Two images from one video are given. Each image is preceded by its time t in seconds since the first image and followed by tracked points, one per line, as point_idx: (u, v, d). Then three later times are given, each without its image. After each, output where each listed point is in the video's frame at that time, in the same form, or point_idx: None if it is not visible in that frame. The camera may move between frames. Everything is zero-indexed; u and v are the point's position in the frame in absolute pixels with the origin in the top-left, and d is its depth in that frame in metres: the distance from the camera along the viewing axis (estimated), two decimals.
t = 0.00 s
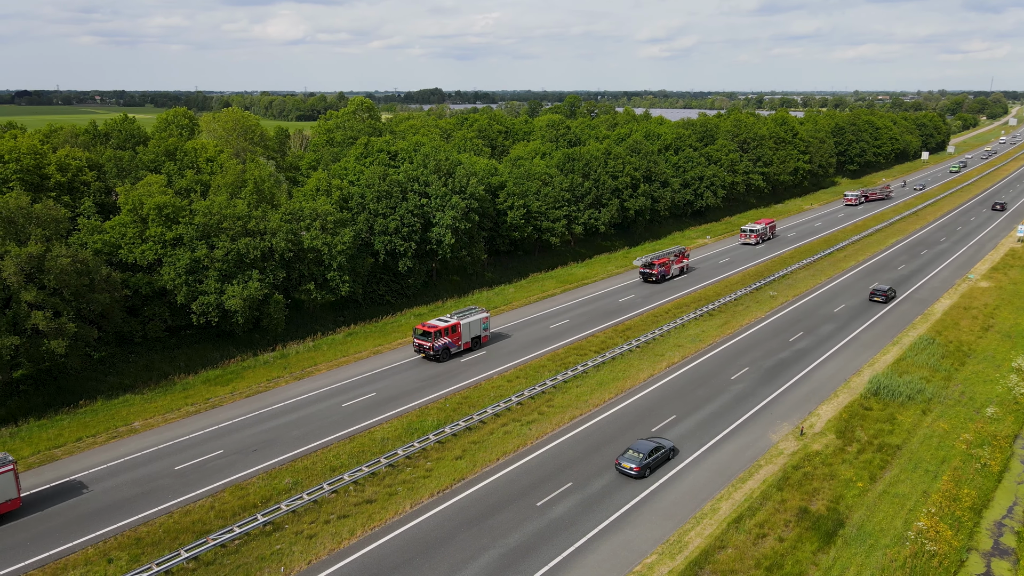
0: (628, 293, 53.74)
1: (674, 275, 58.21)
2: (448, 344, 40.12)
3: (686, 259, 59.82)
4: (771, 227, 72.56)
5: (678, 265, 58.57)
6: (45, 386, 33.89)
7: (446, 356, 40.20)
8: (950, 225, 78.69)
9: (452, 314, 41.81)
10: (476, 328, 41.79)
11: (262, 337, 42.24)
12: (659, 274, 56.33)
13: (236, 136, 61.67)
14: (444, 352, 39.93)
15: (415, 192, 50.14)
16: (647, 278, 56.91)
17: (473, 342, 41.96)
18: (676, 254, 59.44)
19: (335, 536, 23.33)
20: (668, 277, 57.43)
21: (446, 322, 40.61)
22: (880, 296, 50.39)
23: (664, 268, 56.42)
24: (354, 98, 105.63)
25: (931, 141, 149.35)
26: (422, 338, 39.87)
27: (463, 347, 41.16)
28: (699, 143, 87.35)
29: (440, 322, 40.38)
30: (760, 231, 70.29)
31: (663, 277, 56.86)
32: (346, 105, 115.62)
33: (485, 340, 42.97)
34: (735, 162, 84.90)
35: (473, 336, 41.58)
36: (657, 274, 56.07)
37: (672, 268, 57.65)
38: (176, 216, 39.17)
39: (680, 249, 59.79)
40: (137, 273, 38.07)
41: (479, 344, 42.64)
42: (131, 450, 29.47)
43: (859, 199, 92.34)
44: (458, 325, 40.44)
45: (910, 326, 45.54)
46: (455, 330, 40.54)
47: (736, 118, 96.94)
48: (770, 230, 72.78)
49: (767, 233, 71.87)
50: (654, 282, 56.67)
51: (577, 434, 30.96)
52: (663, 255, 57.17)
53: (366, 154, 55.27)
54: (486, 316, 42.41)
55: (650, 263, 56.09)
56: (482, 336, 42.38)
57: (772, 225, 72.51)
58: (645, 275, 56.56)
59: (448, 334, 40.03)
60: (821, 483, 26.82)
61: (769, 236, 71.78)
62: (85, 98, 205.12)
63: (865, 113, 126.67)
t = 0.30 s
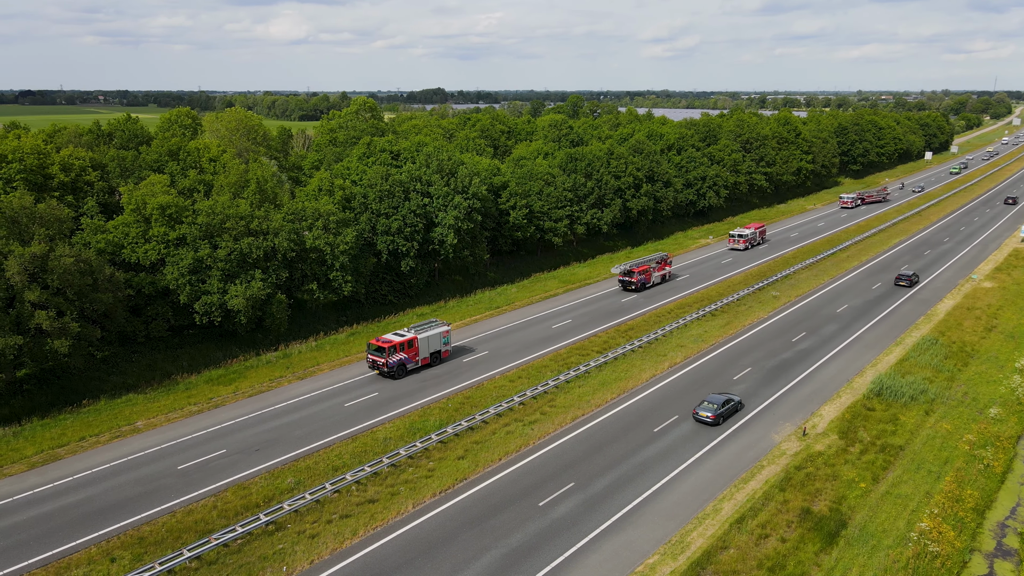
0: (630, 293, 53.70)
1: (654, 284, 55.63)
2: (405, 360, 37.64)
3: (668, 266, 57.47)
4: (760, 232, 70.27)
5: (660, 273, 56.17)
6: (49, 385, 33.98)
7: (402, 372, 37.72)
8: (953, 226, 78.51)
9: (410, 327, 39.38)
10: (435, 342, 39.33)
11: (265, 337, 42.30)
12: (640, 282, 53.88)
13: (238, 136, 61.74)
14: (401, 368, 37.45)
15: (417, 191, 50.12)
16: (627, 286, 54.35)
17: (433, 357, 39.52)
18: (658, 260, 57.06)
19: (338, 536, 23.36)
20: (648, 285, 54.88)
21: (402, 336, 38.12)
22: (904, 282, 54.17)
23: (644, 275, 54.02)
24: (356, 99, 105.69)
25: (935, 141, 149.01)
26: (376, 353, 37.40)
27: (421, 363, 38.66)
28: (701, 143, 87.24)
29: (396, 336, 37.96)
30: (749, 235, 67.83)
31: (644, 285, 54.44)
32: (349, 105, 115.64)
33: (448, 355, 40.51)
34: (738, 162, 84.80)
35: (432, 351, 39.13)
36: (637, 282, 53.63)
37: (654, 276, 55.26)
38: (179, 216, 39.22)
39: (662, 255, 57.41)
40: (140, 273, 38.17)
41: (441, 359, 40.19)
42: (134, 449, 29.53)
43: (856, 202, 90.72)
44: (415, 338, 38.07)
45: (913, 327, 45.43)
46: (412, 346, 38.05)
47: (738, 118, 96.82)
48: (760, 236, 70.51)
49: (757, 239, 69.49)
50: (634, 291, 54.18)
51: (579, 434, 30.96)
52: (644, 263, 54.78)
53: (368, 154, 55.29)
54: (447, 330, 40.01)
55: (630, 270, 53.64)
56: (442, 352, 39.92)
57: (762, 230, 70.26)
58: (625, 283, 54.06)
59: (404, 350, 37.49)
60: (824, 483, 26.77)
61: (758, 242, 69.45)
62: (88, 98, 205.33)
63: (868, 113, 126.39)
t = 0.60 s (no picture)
0: (633, 293, 53.71)
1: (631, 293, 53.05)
2: (355, 379, 35.10)
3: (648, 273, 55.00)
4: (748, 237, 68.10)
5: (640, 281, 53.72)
6: (52, 385, 34.03)
7: (352, 392, 35.21)
8: (956, 226, 78.40)
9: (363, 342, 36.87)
10: (390, 358, 36.83)
11: (268, 337, 42.33)
12: (618, 291, 51.46)
13: (241, 136, 61.78)
14: (350, 387, 34.93)
15: (420, 191, 50.09)
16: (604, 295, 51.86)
17: (386, 374, 37.02)
18: (637, 268, 54.57)
19: (340, 535, 23.39)
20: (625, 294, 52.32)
21: (353, 352, 35.59)
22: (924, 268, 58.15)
23: (622, 284, 51.55)
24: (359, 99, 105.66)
25: (938, 141, 148.58)
26: (323, 371, 34.85)
27: (373, 380, 36.13)
28: (704, 143, 87.12)
29: (346, 353, 35.41)
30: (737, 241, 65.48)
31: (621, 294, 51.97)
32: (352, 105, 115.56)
33: (403, 371, 38.04)
34: (740, 162, 84.68)
35: (385, 369, 36.64)
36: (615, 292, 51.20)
37: (633, 284, 52.78)
38: (182, 216, 39.25)
39: (641, 262, 54.93)
40: (143, 273, 38.25)
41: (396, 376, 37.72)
42: (137, 449, 29.58)
43: (851, 205, 88.98)
44: (366, 354, 35.57)
45: (916, 327, 45.33)
46: (363, 362, 35.52)
47: (741, 118, 96.65)
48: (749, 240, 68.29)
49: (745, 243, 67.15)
50: (611, 300, 51.73)
51: (581, 434, 30.96)
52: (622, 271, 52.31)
53: (371, 154, 55.30)
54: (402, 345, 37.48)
55: (607, 280, 51.14)
56: (397, 368, 37.43)
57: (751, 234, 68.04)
58: (602, 292, 51.57)
59: (353, 367, 34.92)
60: (827, 484, 26.74)
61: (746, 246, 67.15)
62: (91, 98, 205.35)
63: (872, 113, 126.07)
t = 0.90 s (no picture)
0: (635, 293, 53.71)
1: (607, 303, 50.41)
2: (297, 399, 32.56)
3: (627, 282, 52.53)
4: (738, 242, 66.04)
5: (617, 290, 51.13)
6: (56, 384, 34.13)
7: (294, 413, 32.63)
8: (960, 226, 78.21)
9: (309, 359, 34.25)
10: (337, 377, 34.14)
11: (271, 337, 42.39)
12: (592, 302, 49.09)
13: (245, 136, 61.89)
14: (292, 409, 32.36)
15: (423, 191, 50.11)
16: (577, 305, 49.46)
17: (335, 394, 34.37)
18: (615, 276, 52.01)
19: (342, 535, 23.41)
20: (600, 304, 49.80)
21: (295, 372, 32.97)
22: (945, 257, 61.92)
23: (598, 293, 49.21)
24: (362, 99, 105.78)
25: (942, 141, 148.21)
26: (262, 391, 32.28)
27: (318, 401, 33.51)
28: (707, 143, 87.05)
29: (287, 371, 32.81)
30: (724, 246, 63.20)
31: (597, 304, 49.61)
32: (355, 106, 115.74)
33: (353, 389, 35.38)
34: (743, 162, 84.53)
35: (331, 388, 33.95)
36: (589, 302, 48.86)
37: (609, 293, 50.32)
38: (185, 216, 39.29)
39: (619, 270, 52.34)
40: (146, 273, 38.33)
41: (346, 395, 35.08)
42: (140, 448, 29.65)
43: (846, 208, 86.18)
44: (310, 374, 32.94)
45: (919, 328, 45.23)
46: (305, 382, 32.89)
47: (744, 118, 96.53)
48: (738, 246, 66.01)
49: (734, 249, 64.80)
50: (585, 310, 49.30)
51: (584, 434, 30.95)
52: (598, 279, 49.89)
53: (373, 154, 55.33)
54: (352, 362, 34.76)
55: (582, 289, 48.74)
56: (346, 387, 34.72)
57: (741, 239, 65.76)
58: (575, 302, 49.28)
59: (294, 388, 32.30)
60: (829, 484, 26.71)
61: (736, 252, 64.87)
62: (95, 98, 205.85)
63: (875, 112, 125.78)
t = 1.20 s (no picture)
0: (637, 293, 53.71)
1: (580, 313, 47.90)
2: (230, 423, 30.08)
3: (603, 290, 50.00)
4: (725, 248, 64.14)
5: (591, 299, 48.68)
6: (59, 383, 34.19)
7: (227, 438, 30.11)
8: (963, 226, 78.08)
9: (248, 378, 31.77)
10: (277, 398, 31.65)
11: (274, 337, 42.43)
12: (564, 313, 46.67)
13: (247, 136, 61.98)
14: (224, 433, 29.88)
15: (425, 192, 50.13)
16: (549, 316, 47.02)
17: (274, 416, 31.86)
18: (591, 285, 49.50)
19: (345, 535, 23.41)
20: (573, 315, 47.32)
21: (228, 393, 30.49)
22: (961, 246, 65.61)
23: (570, 303, 46.75)
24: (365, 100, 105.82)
25: (945, 141, 147.91)
26: (192, 414, 29.80)
27: (255, 424, 31.03)
28: (709, 143, 87.00)
29: (220, 393, 30.33)
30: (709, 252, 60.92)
31: (570, 314, 47.17)
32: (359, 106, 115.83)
33: (295, 411, 32.84)
34: (746, 162, 84.43)
35: (269, 410, 31.42)
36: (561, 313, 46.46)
37: (583, 303, 47.87)
38: (188, 216, 39.34)
39: (595, 279, 49.82)
40: (149, 273, 38.40)
41: (287, 417, 32.57)
42: (143, 448, 29.70)
43: (840, 211, 84.57)
44: (245, 395, 30.45)
45: (922, 328, 45.15)
46: (240, 405, 30.42)
47: (747, 118, 96.43)
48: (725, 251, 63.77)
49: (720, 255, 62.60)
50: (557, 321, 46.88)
51: (586, 435, 30.93)
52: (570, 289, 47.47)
53: (376, 154, 55.38)
54: (294, 382, 32.24)
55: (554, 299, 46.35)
56: (286, 409, 32.19)
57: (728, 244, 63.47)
58: (547, 312, 46.82)
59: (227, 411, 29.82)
60: (832, 485, 26.66)
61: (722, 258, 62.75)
62: (98, 98, 206.13)
63: (878, 112, 125.56)
